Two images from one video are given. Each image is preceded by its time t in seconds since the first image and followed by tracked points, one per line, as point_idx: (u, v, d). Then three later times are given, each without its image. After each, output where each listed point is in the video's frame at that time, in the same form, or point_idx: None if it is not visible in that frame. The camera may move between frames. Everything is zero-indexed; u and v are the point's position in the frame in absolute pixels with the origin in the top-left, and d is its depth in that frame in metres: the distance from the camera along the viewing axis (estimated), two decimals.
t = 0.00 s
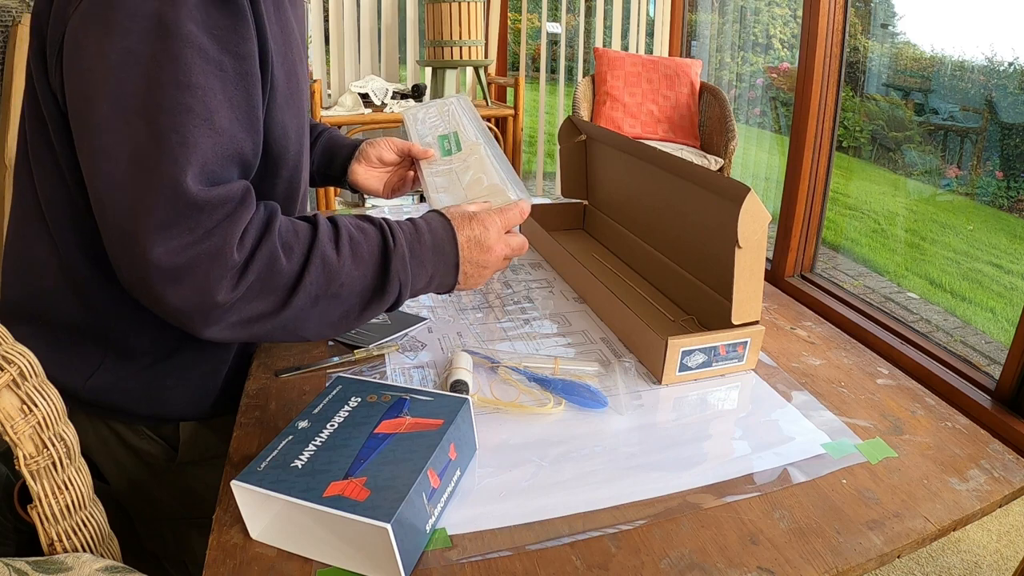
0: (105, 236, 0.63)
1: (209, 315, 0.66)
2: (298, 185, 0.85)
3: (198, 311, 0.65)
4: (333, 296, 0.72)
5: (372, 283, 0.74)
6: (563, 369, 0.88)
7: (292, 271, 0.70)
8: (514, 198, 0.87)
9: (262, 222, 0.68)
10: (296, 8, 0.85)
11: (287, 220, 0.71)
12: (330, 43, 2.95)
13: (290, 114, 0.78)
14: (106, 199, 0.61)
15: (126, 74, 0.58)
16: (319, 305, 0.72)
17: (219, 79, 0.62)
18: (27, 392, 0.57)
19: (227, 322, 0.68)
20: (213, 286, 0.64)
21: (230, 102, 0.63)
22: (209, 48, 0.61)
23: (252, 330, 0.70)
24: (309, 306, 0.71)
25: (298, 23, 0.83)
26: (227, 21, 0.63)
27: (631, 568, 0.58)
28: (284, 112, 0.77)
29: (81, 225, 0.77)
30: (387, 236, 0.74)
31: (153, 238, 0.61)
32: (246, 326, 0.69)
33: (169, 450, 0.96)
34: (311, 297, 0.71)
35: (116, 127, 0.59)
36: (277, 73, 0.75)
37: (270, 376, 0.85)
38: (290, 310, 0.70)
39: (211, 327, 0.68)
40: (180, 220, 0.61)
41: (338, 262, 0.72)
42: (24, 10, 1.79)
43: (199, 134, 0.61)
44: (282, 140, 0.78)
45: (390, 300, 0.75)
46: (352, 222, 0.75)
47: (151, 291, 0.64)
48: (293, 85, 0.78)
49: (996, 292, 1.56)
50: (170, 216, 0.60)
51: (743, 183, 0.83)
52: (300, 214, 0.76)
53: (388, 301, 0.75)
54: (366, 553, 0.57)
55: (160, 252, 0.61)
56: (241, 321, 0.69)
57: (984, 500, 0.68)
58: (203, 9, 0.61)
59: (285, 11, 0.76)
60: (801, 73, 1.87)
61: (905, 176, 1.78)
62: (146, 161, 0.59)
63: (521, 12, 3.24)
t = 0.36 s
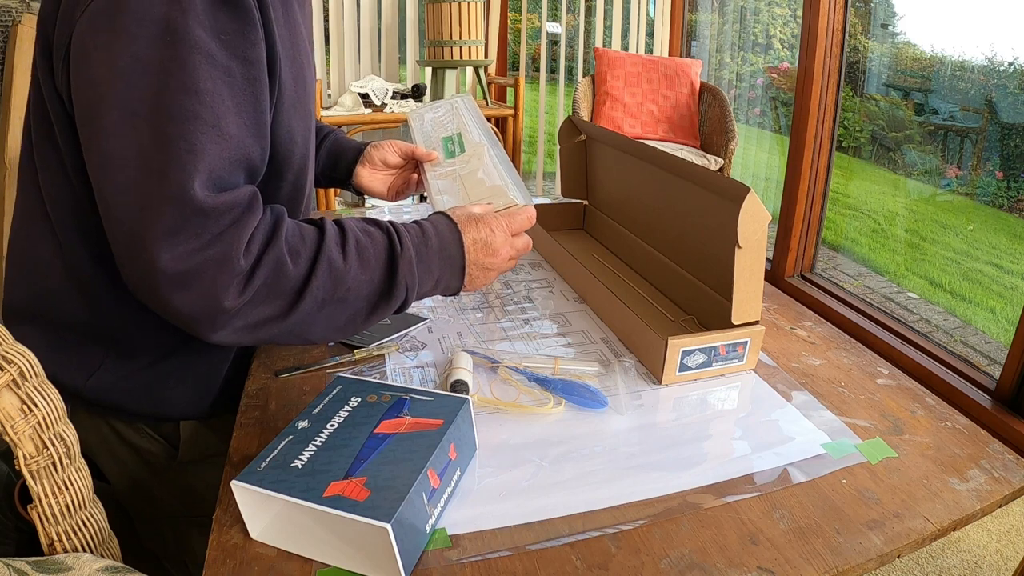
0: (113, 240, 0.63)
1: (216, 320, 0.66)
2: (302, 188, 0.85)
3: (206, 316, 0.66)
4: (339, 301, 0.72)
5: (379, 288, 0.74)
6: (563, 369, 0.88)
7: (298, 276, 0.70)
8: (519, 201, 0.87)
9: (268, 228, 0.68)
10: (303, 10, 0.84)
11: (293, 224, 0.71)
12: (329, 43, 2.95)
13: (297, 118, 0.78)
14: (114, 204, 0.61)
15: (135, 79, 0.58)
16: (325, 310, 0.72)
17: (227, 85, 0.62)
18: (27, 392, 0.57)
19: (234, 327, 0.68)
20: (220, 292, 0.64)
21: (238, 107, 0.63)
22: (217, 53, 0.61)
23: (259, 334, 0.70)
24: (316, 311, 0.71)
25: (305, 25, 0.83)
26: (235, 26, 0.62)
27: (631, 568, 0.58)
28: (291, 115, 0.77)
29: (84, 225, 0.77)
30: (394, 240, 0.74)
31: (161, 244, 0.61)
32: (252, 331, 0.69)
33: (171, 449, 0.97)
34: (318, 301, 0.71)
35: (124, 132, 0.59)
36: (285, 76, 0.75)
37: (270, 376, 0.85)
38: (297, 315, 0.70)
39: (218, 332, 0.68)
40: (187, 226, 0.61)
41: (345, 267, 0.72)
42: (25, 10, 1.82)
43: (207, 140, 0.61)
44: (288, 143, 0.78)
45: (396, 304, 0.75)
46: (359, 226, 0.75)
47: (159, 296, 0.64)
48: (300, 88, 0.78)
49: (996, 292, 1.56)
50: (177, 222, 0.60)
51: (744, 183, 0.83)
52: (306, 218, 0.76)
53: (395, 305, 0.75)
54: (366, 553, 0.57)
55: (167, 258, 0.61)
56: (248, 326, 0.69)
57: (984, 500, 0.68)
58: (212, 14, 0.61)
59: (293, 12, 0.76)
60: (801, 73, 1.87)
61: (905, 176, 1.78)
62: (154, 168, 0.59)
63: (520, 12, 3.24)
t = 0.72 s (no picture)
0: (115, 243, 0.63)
1: (218, 323, 0.66)
2: (305, 190, 0.85)
3: (208, 320, 0.66)
4: (341, 307, 0.72)
5: (381, 293, 0.74)
6: (563, 369, 0.88)
7: (300, 281, 0.70)
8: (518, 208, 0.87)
9: (271, 232, 0.68)
10: (308, 12, 0.84)
11: (296, 228, 0.71)
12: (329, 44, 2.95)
13: (300, 121, 0.78)
14: (117, 207, 0.61)
15: (139, 83, 0.58)
16: (327, 315, 0.72)
17: (232, 89, 0.62)
18: (27, 392, 0.57)
19: (235, 331, 0.68)
20: (222, 296, 0.64)
21: (243, 112, 0.63)
22: (222, 57, 0.61)
23: (261, 338, 0.70)
24: (317, 316, 0.71)
25: (309, 27, 0.83)
26: (241, 30, 0.62)
27: (631, 568, 0.58)
28: (295, 119, 0.77)
29: (86, 225, 0.76)
30: (397, 246, 0.74)
31: (164, 248, 0.61)
32: (254, 335, 0.69)
33: (170, 448, 0.97)
34: (320, 307, 0.71)
35: (128, 135, 0.59)
36: (289, 80, 0.74)
37: (270, 376, 0.85)
38: (298, 319, 0.70)
39: (220, 335, 0.68)
40: (191, 230, 0.61)
41: (346, 272, 0.71)
42: (24, 10, 1.84)
43: (212, 144, 0.61)
44: (291, 146, 0.78)
45: (398, 310, 0.75)
46: (362, 231, 0.74)
47: (161, 300, 0.64)
48: (304, 91, 0.78)
49: (996, 293, 1.56)
50: (180, 227, 0.60)
51: (744, 183, 0.83)
52: (308, 221, 0.76)
53: (396, 311, 0.75)
54: (365, 553, 0.57)
55: (170, 262, 0.61)
56: (249, 331, 0.69)
57: (984, 500, 0.68)
58: (218, 18, 0.61)
59: (298, 14, 0.76)
60: (801, 73, 1.87)
61: (905, 176, 1.78)
62: (158, 172, 0.59)
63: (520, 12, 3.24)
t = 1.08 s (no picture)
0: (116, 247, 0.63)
1: (220, 326, 0.66)
2: (305, 191, 0.85)
3: (208, 322, 0.66)
4: (341, 308, 0.72)
5: (381, 295, 0.74)
6: (563, 369, 0.88)
7: (300, 284, 0.70)
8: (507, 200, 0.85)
9: (271, 234, 0.68)
10: (308, 15, 0.84)
11: (297, 230, 0.71)
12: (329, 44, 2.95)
13: (300, 122, 0.78)
14: (118, 211, 0.61)
15: (140, 87, 0.58)
16: (327, 316, 0.72)
17: (233, 93, 0.62)
18: (27, 392, 0.57)
19: (236, 333, 0.68)
20: (222, 299, 0.64)
21: (243, 116, 0.63)
22: (223, 61, 0.61)
23: (261, 340, 0.70)
24: (317, 318, 0.71)
25: (309, 28, 0.83)
26: (241, 34, 0.62)
27: (631, 568, 0.58)
28: (295, 121, 0.77)
29: (87, 226, 0.76)
30: (398, 248, 0.74)
31: (165, 252, 0.61)
32: (254, 336, 0.69)
33: (170, 448, 0.96)
34: (320, 309, 0.71)
35: (129, 140, 0.59)
36: (289, 82, 0.74)
37: (270, 376, 0.85)
38: (298, 320, 0.70)
39: (221, 338, 0.68)
40: (192, 234, 0.61)
41: (347, 274, 0.72)
42: (24, 10, 1.84)
43: (212, 149, 0.61)
44: (291, 147, 0.78)
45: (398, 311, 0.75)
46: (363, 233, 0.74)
47: (162, 303, 0.64)
48: (304, 93, 0.78)
49: (996, 293, 1.56)
50: (181, 231, 0.60)
51: (744, 183, 0.83)
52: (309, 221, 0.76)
53: (396, 311, 0.75)
54: (365, 553, 0.57)
55: (171, 266, 0.61)
56: (249, 333, 0.69)
57: (984, 500, 0.68)
58: (218, 22, 0.61)
59: (298, 16, 0.76)
60: (801, 73, 1.87)
61: (905, 176, 1.78)
62: (158, 175, 0.59)
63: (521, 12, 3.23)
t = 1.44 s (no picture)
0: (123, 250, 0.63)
1: (228, 328, 0.66)
2: (306, 190, 0.85)
3: (217, 325, 0.66)
4: (348, 311, 0.73)
5: (388, 297, 0.75)
6: (562, 369, 0.88)
7: (308, 286, 0.70)
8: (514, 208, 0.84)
9: (279, 235, 0.68)
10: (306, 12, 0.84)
11: (305, 231, 0.71)
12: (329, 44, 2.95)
13: (302, 121, 0.78)
14: (124, 212, 0.61)
15: (145, 89, 0.58)
16: (334, 319, 0.72)
17: (237, 94, 0.62)
18: (27, 392, 0.57)
19: (244, 335, 0.68)
20: (231, 302, 0.64)
21: (248, 117, 0.63)
22: (227, 62, 0.61)
23: (268, 342, 0.70)
24: (324, 320, 0.72)
25: (309, 26, 0.83)
26: (244, 34, 0.62)
27: (631, 568, 0.58)
28: (296, 120, 0.77)
29: (87, 227, 0.76)
30: (406, 251, 0.75)
31: (174, 254, 0.61)
32: (261, 338, 0.69)
33: (171, 447, 0.96)
34: (328, 311, 0.71)
35: (135, 141, 0.59)
36: (290, 81, 0.74)
37: (270, 375, 0.85)
38: (306, 322, 0.71)
39: (228, 341, 0.68)
40: (200, 236, 0.61)
41: (355, 278, 0.72)
42: (24, 10, 1.84)
43: (219, 150, 0.60)
44: (293, 147, 0.78)
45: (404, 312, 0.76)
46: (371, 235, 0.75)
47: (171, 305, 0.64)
48: (305, 92, 0.78)
49: (996, 293, 1.56)
50: (189, 233, 0.60)
51: (744, 183, 0.83)
52: (315, 221, 0.76)
53: (402, 313, 0.76)
54: (365, 553, 0.57)
55: (181, 269, 0.61)
56: (258, 335, 0.69)
57: (984, 500, 0.68)
58: (221, 22, 0.61)
59: (298, 15, 0.76)
60: (801, 73, 1.87)
61: (905, 176, 1.78)
62: (165, 177, 0.59)
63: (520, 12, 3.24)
